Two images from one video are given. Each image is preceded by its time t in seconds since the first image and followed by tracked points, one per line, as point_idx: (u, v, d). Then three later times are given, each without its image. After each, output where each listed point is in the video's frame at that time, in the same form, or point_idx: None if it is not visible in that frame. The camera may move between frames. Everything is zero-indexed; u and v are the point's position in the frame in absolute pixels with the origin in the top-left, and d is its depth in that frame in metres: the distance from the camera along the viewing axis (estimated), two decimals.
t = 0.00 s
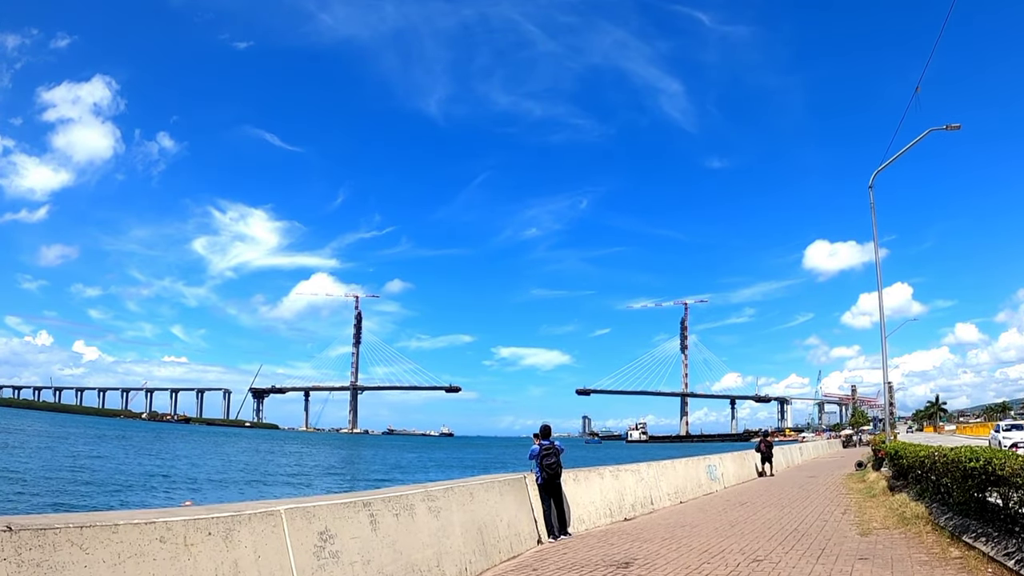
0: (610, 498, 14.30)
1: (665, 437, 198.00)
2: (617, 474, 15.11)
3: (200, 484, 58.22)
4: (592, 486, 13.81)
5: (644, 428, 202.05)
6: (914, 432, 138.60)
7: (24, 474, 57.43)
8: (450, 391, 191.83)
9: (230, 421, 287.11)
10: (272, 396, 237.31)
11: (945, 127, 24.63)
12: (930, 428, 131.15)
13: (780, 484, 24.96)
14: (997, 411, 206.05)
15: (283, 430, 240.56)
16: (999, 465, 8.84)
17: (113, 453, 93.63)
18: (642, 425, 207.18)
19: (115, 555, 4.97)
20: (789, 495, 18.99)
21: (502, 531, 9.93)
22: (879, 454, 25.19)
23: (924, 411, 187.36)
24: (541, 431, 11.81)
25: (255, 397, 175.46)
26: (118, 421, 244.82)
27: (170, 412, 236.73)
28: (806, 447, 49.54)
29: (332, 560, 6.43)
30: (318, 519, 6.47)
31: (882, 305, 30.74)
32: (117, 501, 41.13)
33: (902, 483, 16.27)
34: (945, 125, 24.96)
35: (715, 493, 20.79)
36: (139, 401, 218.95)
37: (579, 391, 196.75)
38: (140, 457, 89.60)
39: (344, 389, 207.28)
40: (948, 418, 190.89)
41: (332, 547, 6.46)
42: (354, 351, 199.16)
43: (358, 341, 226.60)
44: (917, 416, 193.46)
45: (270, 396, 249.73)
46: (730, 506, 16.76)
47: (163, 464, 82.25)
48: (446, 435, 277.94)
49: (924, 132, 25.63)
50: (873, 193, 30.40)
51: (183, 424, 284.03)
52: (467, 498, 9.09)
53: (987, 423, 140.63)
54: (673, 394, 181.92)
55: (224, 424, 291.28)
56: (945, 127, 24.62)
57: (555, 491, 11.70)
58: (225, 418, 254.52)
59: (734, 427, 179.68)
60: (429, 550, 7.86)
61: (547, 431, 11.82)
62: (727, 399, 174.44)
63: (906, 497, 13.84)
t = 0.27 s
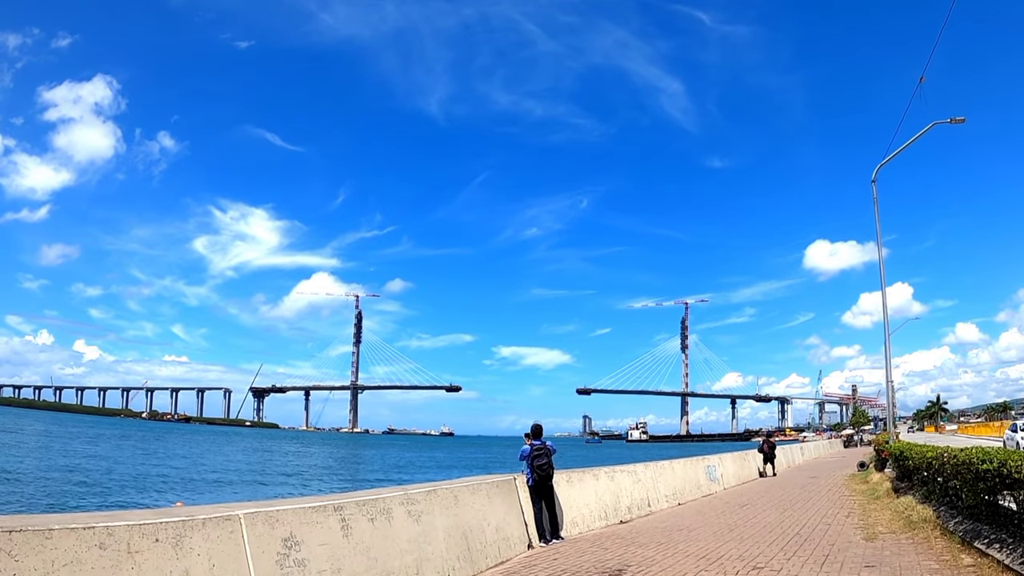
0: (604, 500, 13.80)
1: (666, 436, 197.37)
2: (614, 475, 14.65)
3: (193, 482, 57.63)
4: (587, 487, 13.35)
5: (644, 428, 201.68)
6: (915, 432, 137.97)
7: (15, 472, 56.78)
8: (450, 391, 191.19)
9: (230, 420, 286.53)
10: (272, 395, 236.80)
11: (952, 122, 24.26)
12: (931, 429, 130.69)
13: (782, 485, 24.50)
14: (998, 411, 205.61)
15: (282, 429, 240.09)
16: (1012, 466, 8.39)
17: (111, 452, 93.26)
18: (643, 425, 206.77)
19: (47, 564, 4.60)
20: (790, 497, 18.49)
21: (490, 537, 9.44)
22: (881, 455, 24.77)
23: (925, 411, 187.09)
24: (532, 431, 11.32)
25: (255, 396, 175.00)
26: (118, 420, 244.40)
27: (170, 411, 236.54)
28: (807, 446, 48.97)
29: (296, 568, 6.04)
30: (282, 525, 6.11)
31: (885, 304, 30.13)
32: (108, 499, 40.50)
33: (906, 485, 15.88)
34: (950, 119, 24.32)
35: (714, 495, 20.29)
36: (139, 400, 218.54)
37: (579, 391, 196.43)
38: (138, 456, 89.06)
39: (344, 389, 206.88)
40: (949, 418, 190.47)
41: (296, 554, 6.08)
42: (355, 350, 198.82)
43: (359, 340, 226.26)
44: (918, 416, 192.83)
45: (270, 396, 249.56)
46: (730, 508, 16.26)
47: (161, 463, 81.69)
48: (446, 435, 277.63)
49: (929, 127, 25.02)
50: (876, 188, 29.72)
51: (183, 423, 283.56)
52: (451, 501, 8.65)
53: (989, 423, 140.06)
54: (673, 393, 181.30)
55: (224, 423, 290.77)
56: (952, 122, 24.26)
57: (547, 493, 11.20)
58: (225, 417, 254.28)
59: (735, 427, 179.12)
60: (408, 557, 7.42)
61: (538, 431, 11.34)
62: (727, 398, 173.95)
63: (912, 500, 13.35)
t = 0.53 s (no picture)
0: (599, 502, 13.31)
1: (666, 435, 196.77)
2: (609, 476, 14.15)
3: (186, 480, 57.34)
4: (581, 489, 12.84)
5: (644, 427, 201.22)
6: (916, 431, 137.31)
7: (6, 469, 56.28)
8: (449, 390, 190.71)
9: (230, 418, 286.16)
10: (272, 393, 236.35)
11: (958, 116, 23.98)
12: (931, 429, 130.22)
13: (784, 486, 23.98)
14: (998, 412, 205.08)
15: (282, 427, 239.74)
16: None
17: (108, 450, 92.86)
18: (643, 424, 206.31)
19: None
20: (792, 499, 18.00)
21: (477, 541, 8.95)
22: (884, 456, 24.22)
23: (926, 411, 186.62)
24: (522, 429, 10.85)
25: (253, 394, 174.57)
26: (117, 418, 244.05)
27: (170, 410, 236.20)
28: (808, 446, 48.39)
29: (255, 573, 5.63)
30: (243, 529, 5.69)
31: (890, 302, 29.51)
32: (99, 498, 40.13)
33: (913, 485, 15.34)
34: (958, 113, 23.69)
35: (714, 496, 19.78)
36: (139, 397, 218.29)
37: (579, 390, 196.03)
38: (135, 454, 88.65)
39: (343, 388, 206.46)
40: (950, 418, 190.01)
41: (256, 559, 5.67)
42: (355, 349, 198.44)
43: (359, 339, 225.91)
44: (919, 416, 192.27)
45: (270, 394, 249.12)
46: (729, 511, 15.76)
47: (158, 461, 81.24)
48: (445, 434, 277.21)
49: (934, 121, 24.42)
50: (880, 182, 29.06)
51: (183, 421, 283.27)
52: (434, 503, 8.18)
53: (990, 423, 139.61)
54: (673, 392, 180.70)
55: (224, 421, 290.48)
56: (959, 115, 23.98)
57: (538, 495, 10.71)
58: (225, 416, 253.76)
59: (735, 426, 178.50)
60: (385, 562, 6.96)
61: (529, 430, 10.87)
62: (727, 398, 173.51)
63: (918, 503, 12.86)
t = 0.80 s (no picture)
0: (595, 504, 12.82)
1: (668, 435, 196.03)
2: (606, 477, 13.67)
3: (182, 480, 57.07)
4: (577, 491, 12.36)
5: (646, 427, 200.50)
6: (919, 432, 136.47)
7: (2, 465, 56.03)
8: (451, 389, 190.36)
9: (232, 416, 285.95)
10: (273, 393, 235.88)
11: (965, 107, 22.55)
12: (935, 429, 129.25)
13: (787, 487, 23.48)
14: (1001, 411, 203.97)
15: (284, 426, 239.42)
16: None
17: (108, 449, 92.68)
18: (645, 424, 205.55)
19: None
20: (795, 501, 17.52)
21: (465, 545, 8.51)
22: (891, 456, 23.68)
23: (929, 411, 185.55)
24: (515, 430, 10.35)
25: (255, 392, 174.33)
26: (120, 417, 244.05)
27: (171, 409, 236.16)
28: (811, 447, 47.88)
29: None
30: (196, 534, 5.37)
31: (895, 300, 28.95)
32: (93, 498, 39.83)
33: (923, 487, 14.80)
34: (963, 105, 22.99)
35: (715, 498, 19.28)
36: (139, 396, 218.19)
37: (581, 389, 195.36)
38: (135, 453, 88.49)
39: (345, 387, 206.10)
40: (953, 418, 188.97)
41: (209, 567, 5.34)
42: (356, 348, 198.06)
43: (360, 338, 225.54)
44: (922, 416, 191.23)
45: (272, 393, 248.89)
46: (731, 513, 15.28)
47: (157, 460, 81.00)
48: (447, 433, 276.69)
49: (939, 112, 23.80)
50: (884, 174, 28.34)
51: (185, 420, 283.16)
52: (418, 507, 7.70)
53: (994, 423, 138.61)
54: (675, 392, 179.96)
55: (226, 420, 290.32)
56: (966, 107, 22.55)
57: (530, 498, 10.20)
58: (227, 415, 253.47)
59: (737, 426, 177.83)
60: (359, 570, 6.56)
61: (522, 431, 10.37)
62: (729, 397, 172.69)
63: (928, 506, 12.35)
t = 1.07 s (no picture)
0: (591, 506, 12.28)
1: (670, 435, 195.47)
2: (604, 480, 13.12)
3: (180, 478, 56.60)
4: (572, 493, 11.82)
5: (648, 427, 200.09)
6: (923, 432, 135.88)
7: None
8: (453, 389, 190.02)
9: (234, 416, 285.92)
10: (276, 392, 235.66)
11: (971, 98, 22.69)
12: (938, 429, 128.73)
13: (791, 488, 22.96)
14: (1004, 412, 203.35)
15: (286, 425, 239.19)
16: None
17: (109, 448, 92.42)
18: (647, 424, 205.12)
19: None
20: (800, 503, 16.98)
21: (449, 552, 8.01)
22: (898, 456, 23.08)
23: (931, 411, 185.02)
24: (504, 428, 9.81)
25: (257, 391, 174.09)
26: (121, 416, 244.05)
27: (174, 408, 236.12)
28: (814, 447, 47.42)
29: None
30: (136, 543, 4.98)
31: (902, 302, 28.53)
32: (87, 494, 39.39)
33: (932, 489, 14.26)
34: (971, 95, 22.74)
35: (716, 499, 18.73)
36: (142, 395, 218.10)
37: (583, 389, 195.03)
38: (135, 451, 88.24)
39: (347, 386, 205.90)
40: (955, 418, 188.44)
41: None
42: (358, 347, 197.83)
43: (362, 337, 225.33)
44: (924, 416, 190.65)
45: (274, 393, 248.78)
46: (733, 516, 14.73)
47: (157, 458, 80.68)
48: (449, 433, 276.39)
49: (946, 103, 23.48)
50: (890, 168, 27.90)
51: (188, 420, 283.12)
52: (395, 512, 7.20)
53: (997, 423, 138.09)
54: (677, 391, 179.45)
55: (229, 419, 290.23)
56: (972, 98, 22.69)
57: (521, 501, 9.65)
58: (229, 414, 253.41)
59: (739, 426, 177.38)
60: None
61: (512, 430, 9.83)
62: (731, 397, 172.30)
63: (939, 509, 11.80)
